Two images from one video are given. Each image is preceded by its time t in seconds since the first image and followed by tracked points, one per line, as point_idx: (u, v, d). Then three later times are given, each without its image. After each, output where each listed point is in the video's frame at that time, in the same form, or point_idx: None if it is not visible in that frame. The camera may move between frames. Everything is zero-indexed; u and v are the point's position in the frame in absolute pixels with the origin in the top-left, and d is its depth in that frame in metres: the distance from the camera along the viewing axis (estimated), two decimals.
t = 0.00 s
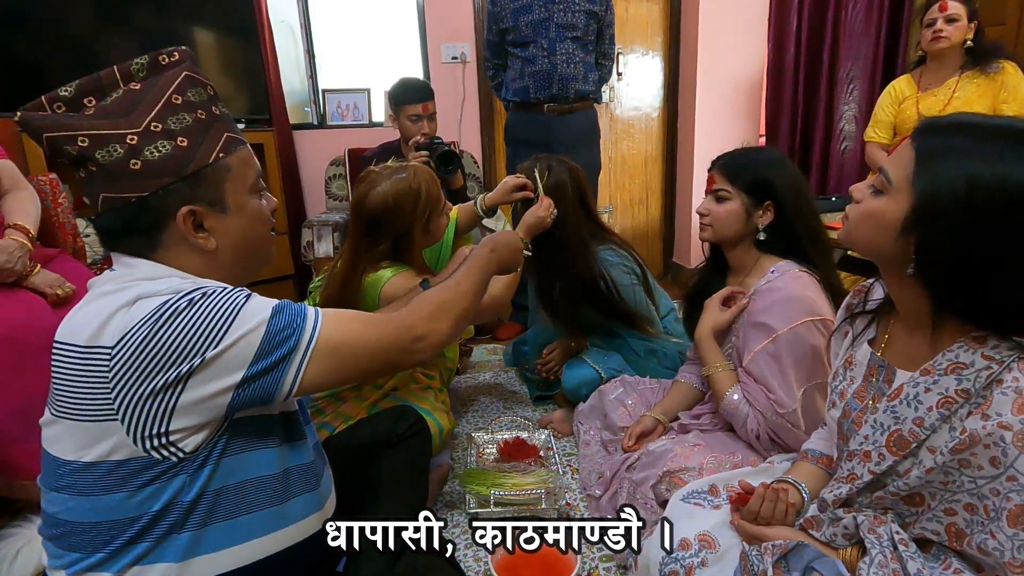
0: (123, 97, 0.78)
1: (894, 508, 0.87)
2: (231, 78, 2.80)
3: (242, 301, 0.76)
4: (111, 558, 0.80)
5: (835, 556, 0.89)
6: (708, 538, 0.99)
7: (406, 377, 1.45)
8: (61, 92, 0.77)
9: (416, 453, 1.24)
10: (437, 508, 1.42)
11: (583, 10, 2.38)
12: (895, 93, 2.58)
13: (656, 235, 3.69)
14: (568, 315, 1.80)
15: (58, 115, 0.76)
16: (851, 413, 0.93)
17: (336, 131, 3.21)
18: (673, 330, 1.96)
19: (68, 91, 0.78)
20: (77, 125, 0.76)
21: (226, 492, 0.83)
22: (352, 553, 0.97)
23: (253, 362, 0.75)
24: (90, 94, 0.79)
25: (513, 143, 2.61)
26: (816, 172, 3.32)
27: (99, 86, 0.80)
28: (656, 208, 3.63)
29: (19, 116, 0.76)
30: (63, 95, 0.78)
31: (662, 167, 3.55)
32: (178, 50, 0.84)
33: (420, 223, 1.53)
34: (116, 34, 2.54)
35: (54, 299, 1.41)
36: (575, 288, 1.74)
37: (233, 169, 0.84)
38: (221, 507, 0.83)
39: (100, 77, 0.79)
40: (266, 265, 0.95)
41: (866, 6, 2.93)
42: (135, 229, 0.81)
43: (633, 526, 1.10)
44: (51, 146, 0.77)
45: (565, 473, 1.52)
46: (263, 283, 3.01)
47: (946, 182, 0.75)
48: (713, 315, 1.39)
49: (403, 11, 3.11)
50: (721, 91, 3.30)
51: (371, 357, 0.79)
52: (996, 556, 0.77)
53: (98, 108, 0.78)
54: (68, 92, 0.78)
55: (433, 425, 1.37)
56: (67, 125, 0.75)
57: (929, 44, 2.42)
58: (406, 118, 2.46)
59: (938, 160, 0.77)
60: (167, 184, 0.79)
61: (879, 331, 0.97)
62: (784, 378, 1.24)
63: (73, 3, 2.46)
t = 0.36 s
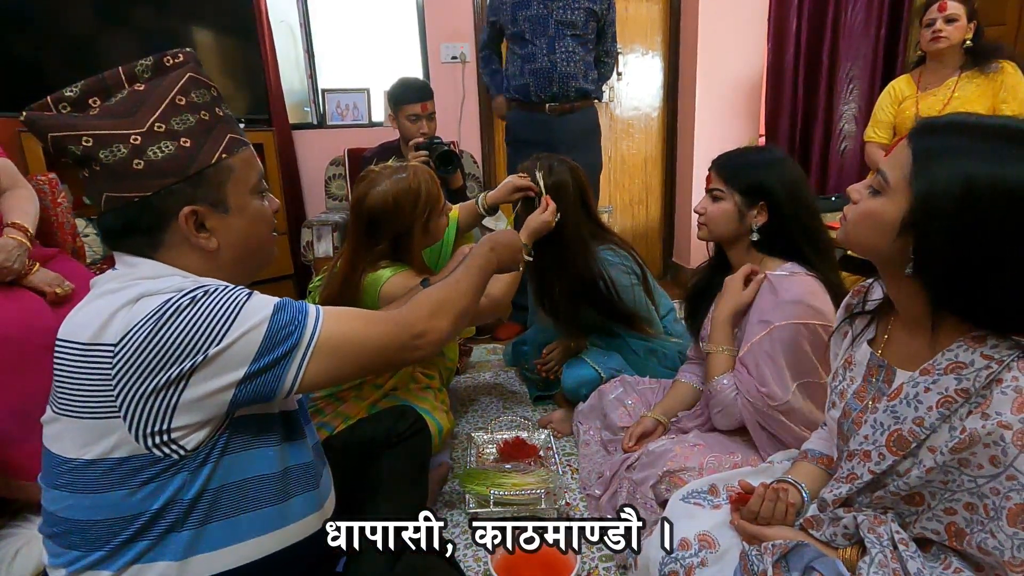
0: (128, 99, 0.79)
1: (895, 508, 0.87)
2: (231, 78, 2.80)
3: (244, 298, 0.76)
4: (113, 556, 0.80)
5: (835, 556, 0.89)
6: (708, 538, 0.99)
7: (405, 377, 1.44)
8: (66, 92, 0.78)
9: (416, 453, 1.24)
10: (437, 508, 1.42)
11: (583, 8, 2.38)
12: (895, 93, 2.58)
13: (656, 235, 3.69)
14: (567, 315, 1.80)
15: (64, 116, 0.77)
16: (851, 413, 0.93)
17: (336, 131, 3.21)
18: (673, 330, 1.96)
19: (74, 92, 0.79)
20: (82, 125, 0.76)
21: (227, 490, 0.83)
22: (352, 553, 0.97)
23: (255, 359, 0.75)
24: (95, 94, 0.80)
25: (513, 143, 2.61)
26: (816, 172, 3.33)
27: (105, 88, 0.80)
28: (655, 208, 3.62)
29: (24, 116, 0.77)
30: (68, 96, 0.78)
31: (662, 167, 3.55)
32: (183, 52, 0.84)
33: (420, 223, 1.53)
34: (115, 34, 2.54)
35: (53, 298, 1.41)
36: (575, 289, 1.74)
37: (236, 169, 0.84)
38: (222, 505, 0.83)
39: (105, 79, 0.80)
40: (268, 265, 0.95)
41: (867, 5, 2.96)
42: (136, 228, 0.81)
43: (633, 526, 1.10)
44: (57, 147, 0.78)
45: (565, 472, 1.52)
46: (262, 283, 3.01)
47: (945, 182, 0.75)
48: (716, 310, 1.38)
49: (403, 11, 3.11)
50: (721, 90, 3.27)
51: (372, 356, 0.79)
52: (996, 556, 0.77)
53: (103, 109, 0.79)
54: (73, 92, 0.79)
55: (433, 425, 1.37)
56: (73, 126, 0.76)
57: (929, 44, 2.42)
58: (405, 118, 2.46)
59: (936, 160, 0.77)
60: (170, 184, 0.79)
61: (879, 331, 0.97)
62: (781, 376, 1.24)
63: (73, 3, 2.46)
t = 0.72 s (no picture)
0: (139, 100, 0.80)
1: (895, 508, 0.87)
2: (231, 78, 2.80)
3: (251, 289, 0.77)
4: (116, 548, 0.80)
5: (835, 556, 0.89)
6: (708, 538, 0.99)
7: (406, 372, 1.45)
8: (80, 94, 0.78)
9: (416, 453, 1.24)
10: (437, 508, 1.42)
11: (591, 8, 2.36)
12: (895, 93, 2.58)
13: (656, 234, 3.68)
14: (568, 315, 1.79)
15: (78, 117, 0.77)
16: (851, 414, 0.93)
17: (336, 131, 3.21)
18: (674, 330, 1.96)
19: (88, 93, 0.79)
20: (94, 126, 0.77)
21: (232, 483, 0.83)
22: (352, 553, 0.97)
23: (263, 348, 0.75)
24: (108, 97, 0.80)
25: (514, 143, 2.61)
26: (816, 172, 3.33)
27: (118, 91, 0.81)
28: (656, 208, 3.62)
29: (38, 117, 0.77)
30: (83, 97, 0.79)
31: (662, 167, 3.55)
32: (194, 57, 0.85)
33: (419, 224, 1.52)
34: (116, 34, 2.54)
35: (50, 295, 1.42)
36: (576, 289, 1.73)
37: (242, 171, 0.84)
38: (226, 498, 0.83)
39: (118, 81, 0.80)
40: (273, 267, 0.95)
41: (867, 5, 2.99)
42: (146, 226, 0.81)
43: (633, 526, 1.10)
44: (68, 147, 0.78)
45: (565, 472, 1.52)
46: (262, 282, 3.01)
47: (945, 181, 0.75)
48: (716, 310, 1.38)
49: (403, 11, 3.11)
50: (722, 91, 3.28)
51: (376, 347, 0.79)
52: (996, 556, 0.77)
53: (116, 111, 0.79)
54: (88, 95, 0.79)
55: (433, 425, 1.37)
56: (87, 126, 0.77)
57: (929, 44, 2.42)
58: (406, 118, 2.45)
59: (935, 158, 0.77)
60: (178, 184, 0.79)
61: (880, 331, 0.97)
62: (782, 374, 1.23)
63: (73, 3, 2.46)
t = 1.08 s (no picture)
0: (160, 104, 0.81)
1: (895, 508, 0.87)
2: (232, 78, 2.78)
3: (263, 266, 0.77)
4: (131, 529, 0.81)
5: (835, 556, 0.89)
6: (708, 538, 0.99)
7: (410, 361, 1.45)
8: (106, 98, 0.80)
9: (416, 453, 1.25)
10: (437, 508, 1.42)
11: (599, 10, 2.36)
12: (895, 93, 2.58)
13: (656, 234, 3.68)
14: (569, 315, 1.79)
15: (100, 118, 0.79)
16: (851, 413, 0.93)
17: (336, 131, 3.21)
18: (674, 330, 1.96)
19: (113, 97, 0.81)
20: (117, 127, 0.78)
21: (245, 467, 0.84)
22: (352, 553, 0.97)
23: (277, 323, 0.75)
24: (132, 102, 0.82)
25: (515, 142, 2.61)
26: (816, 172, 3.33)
27: (141, 94, 0.82)
28: (656, 208, 3.62)
29: (66, 118, 0.79)
30: (108, 100, 0.80)
31: (663, 167, 3.55)
32: (215, 65, 0.87)
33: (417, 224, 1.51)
34: (116, 34, 2.54)
35: (47, 290, 1.41)
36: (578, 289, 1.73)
37: (256, 174, 0.85)
38: (239, 483, 0.83)
39: (141, 85, 0.82)
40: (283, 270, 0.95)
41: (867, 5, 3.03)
42: (162, 223, 0.82)
43: (633, 526, 1.10)
44: (91, 146, 0.79)
45: (565, 473, 1.52)
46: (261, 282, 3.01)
47: (948, 178, 0.75)
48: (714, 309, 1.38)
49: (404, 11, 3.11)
50: (722, 91, 3.26)
51: (390, 302, 0.79)
52: (996, 555, 0.77)
53: (139, 115, 0.81)
54: (113, 99, 0.81)
55: (433, 425, 1.36)
56: (109, 127, 0.78)
57: (930, 44, 2.42)
58: (406, 117, 2.45)
59: (935, 156, 0.77)
60: (193, 184, 0.80)
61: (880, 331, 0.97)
62: (781, 373, 1.23)
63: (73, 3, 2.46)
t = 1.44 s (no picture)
0: (190, 112, 0.86)
1: (894, 508, 0.87)
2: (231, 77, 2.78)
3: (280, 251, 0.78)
4: (142, 515, 0.81)
5: (835, 556, 0.89)
6: (708, 537, 1.00)
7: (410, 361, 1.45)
8: (141, 104, 0.85)
9: (416, 453, 1.25)
10: (437, 508, 1.42)
11: (597, 10, 2.37)
12: (895, 93, 2.58)
13: (656, 234, 3.68)
14: (569, 315, 1.79)
15: (133, 123, 0.83)
16: (849, 413, 0.93)
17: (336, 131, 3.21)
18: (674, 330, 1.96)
19: (148, 104, 0.85)
20: (148, 131, 0.83)
21: (258, 455, 0.84)
22: (352, 553, 0.96)
23: (291, 304, 0.75)
24: (164, 109, 0.86)
25: (515, 142, 2.61)
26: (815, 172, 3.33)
27: (174, 102, 0.87)
28: (655, 208, 3.63)
29: (104, 122, 0.84)
30: (143, 107, 0.85)
31: (663, 167, 3.55)
32: (243, 78, 0.91)
33: (417, 222, 1.50)
34: (115, 34, 2.53)
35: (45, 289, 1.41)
36: (578, 288, 1.72)
37: (276, 179, 0.88)
38: (253, 471, 0.84)
39: (175, 94, 0.87)
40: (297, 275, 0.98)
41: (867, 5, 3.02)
42: (182, 224, 0.84)
43: (633, 527, 1.10)
44: (122, 148, 0.84)
45: (565, 473, 1.52)
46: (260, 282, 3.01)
47: (947, 176, 0.75)
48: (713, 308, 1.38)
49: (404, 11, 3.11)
50: (722, 91, 3.27)
51: (392, 292, 0.79)
52: (995, 554, 0.77)
53: (170, 121, 0.85)
54: (147, 106, 0.86)
55: (433, 425, 1.35)
56: (140, 131, 0.83)
57: (930, 44, 2.42)
58: (406, 118, 2.45)
59: (934, 156, 0.77)
60: (215, 187, 0.83)
61: (879, 331, 0.96)
62: (780, 373, 1.24)
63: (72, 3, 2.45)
